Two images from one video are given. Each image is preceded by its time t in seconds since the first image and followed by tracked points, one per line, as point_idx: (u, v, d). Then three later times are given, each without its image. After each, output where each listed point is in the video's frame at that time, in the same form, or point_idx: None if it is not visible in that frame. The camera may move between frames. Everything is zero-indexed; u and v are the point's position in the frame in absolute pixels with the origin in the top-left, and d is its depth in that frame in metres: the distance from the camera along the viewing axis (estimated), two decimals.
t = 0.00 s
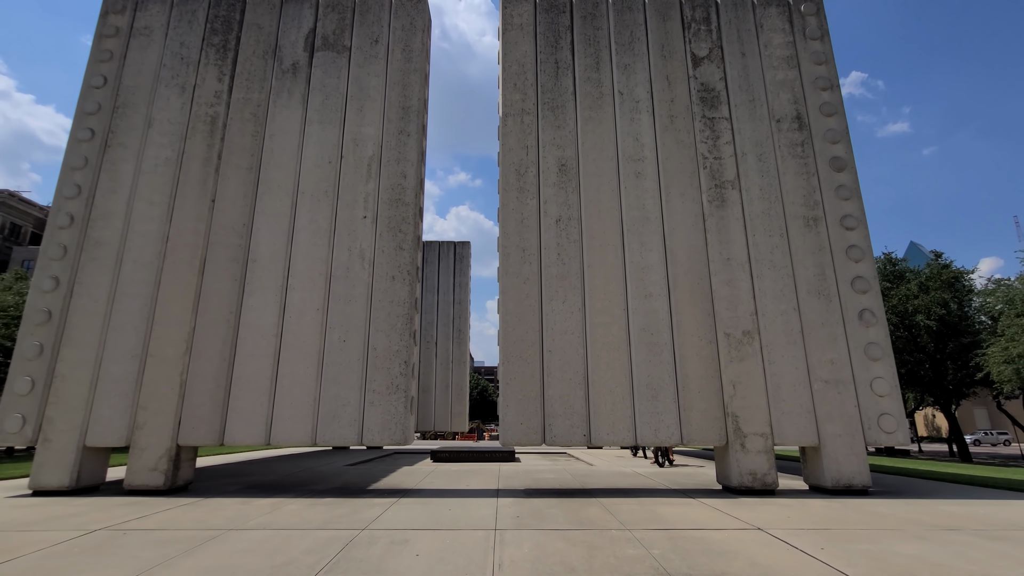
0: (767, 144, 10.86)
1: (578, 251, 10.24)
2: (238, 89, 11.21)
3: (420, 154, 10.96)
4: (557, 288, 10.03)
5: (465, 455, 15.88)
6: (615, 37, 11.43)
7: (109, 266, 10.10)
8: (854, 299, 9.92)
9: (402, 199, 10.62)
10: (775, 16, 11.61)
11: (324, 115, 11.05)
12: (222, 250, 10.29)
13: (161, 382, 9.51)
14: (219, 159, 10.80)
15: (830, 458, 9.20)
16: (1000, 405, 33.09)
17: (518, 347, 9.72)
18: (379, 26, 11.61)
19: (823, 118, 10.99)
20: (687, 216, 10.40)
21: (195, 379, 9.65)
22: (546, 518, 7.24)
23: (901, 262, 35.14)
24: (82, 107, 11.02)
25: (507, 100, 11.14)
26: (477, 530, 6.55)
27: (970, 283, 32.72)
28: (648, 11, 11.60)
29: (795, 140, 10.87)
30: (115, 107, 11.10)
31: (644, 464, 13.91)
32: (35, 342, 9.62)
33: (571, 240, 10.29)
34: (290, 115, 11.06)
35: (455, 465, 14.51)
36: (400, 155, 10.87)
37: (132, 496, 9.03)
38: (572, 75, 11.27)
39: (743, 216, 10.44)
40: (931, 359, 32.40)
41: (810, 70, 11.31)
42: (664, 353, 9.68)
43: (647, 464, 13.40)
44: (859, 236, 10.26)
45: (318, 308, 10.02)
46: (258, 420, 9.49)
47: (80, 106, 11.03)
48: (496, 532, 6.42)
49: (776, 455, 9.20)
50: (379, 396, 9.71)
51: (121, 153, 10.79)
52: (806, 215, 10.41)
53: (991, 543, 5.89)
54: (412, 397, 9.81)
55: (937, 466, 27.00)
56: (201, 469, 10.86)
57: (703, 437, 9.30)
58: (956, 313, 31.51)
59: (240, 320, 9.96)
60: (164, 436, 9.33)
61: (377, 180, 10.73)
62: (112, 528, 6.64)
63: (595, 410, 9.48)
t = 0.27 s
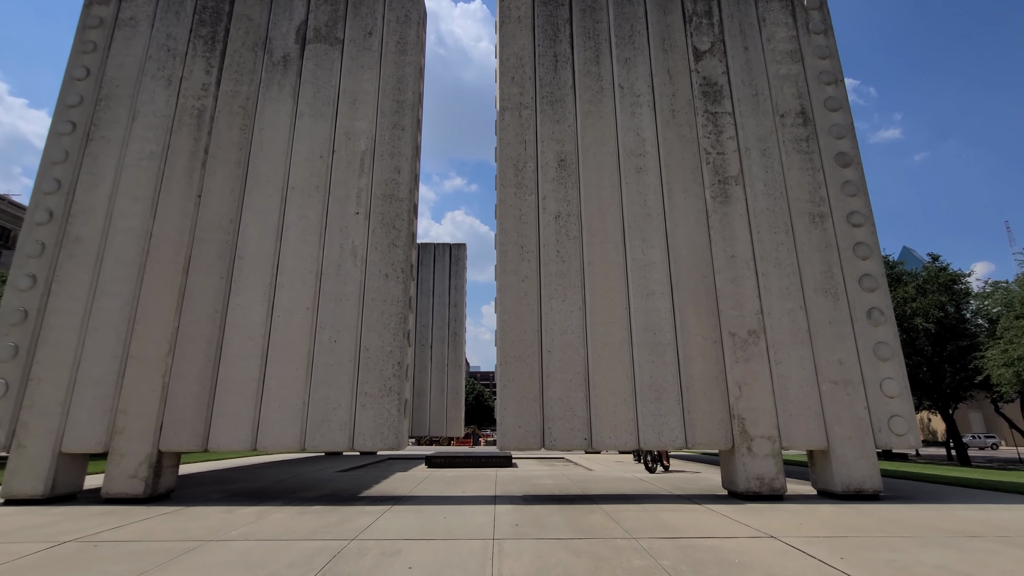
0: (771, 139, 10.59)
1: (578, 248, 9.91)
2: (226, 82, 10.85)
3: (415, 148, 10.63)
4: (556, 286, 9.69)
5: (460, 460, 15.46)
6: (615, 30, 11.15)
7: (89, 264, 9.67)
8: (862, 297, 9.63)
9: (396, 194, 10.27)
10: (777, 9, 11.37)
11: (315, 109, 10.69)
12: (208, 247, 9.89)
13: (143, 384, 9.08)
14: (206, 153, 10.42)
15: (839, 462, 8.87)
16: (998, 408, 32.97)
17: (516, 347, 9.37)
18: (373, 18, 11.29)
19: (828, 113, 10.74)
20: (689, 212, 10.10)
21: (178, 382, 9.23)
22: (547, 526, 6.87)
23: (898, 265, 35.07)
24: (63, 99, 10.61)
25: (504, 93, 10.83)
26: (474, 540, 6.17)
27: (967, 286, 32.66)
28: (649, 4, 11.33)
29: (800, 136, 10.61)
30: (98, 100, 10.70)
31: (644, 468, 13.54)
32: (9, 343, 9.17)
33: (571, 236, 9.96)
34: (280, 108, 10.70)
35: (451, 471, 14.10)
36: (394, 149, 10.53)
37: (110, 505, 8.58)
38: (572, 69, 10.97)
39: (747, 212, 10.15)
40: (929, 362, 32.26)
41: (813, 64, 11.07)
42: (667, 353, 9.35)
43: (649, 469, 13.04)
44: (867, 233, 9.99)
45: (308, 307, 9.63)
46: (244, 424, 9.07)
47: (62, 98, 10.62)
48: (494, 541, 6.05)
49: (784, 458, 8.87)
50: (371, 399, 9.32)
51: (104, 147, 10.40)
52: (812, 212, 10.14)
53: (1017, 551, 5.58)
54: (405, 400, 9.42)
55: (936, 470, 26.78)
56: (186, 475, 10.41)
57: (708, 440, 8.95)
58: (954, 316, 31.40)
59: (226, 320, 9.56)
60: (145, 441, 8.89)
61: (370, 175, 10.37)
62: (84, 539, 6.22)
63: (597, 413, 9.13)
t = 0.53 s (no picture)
0: (785, 139, 10.23)
1: (584, 248, 9.54)
2: (223, 71, 10.49)
3: (417, 142, 10.27)
4: (561, 288, 9.31)
5: (458, 466, 15.05)
6: (625, 24, 10.79)
7: (76, 256, 9.30)
8: (879, 304, 9.26)
9: (396, 189, 9.90)
10: (793, 6, 11.02)
11: (314, 100, 10.33)
12: (200, 240, 9.52)
13: (127, 382, 8.69)
14: (200, 143, 10.06)
15: (854, 475, 8.47)
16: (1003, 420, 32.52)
17: (518, 350, 8.99)
18: (375, 8, 10.94)
19: (844, 112, 10.38)
20: (700, 212, 9.73)
21: (165, 380, 8.84)
22: (549, 540, 6.47)
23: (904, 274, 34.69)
24: (53, 85, 10.24)
25: (510, 88, 10.47)
26: (471, 555, 5.78)
27: (973, 296, 32.28)
28: None
29: (815, 136, 10.25)
30: (90, 87, 10.34)
31: (648, 478, 13.14)
32: None
33: (577, 236, 9.60)
34: (278, 99, 10.34)
35: (448, 477, 13.69)
36: (395, 143, 10.16)
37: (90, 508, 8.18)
38: (580, 64, 10.62)
39: (760, 214, 9.77)
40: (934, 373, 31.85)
41: (830, 62, 10.71)
42: (675, 358, 8.97)
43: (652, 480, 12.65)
44: (884, 238, 9.62)
45: (302, 304, 9.25)
46: (232, 425, 8.67)
47: (52, 85, 10.26)
48: (492, 557, 5.65)
49: (797, 470, 8.48)
50: (366, 402, 8.92)
51: (94, 136, 10.04)
52: (827, 214, 9.77)
53: None
54: (402, 403, 9.03)
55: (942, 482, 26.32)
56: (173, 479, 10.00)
57: (717, 450, 8.56)
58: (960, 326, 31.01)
59: (216, 316, 9.18)
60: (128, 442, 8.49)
61: (369, 169, 10.00)
62: (55, 547, 5.83)
63: (601, 420, 8.74)
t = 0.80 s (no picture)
0: (805, 130, 9.83)
1: (595, 242, 9.17)
2: (223, 58, 10.18)
3: (422, 132, 9.92)
4: (571, 283, 8.94)
5: (463, 468, 14.68)
6: (639, 11, 10.42)
7: (69, 247, 9.00)
8: (905, 301, 8.83)
9: (400, 180, 9.56)
10: None
11: (317, 88, 10.00)
12: (198, 232, 9.20)
13: (121, 378, 8.36)
14: (199, 133, 9.75)
15: (880, 481, 8.05)
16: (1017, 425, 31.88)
17: (527, 348, 8.62)
18: None
19: (867, 103, 9.97)
20: (717, 206, 9.35)
21: (159, 376, 8.50)
22: (561, 548, 6.08)
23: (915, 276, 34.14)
24: (49, 72, 9.95)
25: (519, 76, 10.11)
26: (478, 563, 5.39)
27: (986, 299, 31.71)
28: None
29: (836, 127, 9.85)
30: (87, 74, 10.05)
31: (658, 482, 12.74)
32: None
33: (588, 230, 9.23)
34: (279, 87, 10.02)
35: (452, 479, 13.33)
36: (400, 133, 9.82)
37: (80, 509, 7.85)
38: (592, 52, 10.26)
39: (779, 208, 9.38)
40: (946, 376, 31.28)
41: (851, 51, 10.30)
42: (691, 357, 8.58)
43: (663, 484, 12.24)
44: (909, 233, 9.19)
45: (302, 299, 8.91)
46: (228, 424, 8.33)
47: (48, 72, 9.97)
48: (501, 566, 5.26)
49: (819, 476, 8.07)
50: (367, 400, 8.57)
51: (90, 124, 9.74)
52: (849, 208, 9.36)
53: None
54: (405, 402, 8.67)
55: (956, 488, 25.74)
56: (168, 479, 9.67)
57: (736, 454, 8.15)
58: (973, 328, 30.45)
59: (214, 311, 8.86)
60: (120, 440, 8.14)
61: (372, 160, 9.66)
62: (36, 551, 5.48)
63: (614, 421, 8.35)
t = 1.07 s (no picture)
0: (823, 119, 9.42)
1: (605, 238, 8.78)
2: (218, 51, 9.84)
3: (424, 125, 9.56)
4: (581, 280, 8.56)
5: (468, 472, 14.32)
6: None
7: (59, 247, 8.66)
8: (931, 296, 8.41)
9: (401, 175, 9.19)
10: None
11: (314, 81, 9.65)
12: (192, 230, 8.86)
13: (112, 383, 8.01)
14: (193, 128, 9.40)
15: (909, 486, 7.63)
16: None
17: (535, 348, 8.24)
18: None
19: (887, 90, 9.55)
20: (732, 198, 8.95)
21: (152, 380, 8.15)
22: (576, 562, 5.69)
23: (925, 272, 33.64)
24: (37, 67, 9.61)
25: (524, 66, 9.73)
26: None
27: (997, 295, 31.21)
28: None
29: (855, 115, 9.44)
30: (77, 69, 9.71)
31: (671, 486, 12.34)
32: None
33: (598, 224, 8.84)
34: (276, 80, 9.67)
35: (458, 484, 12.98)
36: (401, 127, 9.46)
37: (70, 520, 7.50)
38: (599, 40, 9.87)
39: (797, 200, 8.97)
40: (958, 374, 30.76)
41: (870, 37, 9.88)
42: (708, 357, 8.18)
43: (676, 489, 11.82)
44: (934, 224, 8.78)
45: (300, 299, 8.55)
46: (224, 430, 7.97)
47: (37, 67, 9.64)
48: None
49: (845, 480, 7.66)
50: (369, 404, 8.19)
51: (80, 120, 9.40)
52: (871, 199, 8.95)
53: None
54: (408, 405, 8.30)
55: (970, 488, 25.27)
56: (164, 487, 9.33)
57: (756, 458, 7.75)
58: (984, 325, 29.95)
59: (209, 312, 8.51)
60: (111, 448, 7.79)
61: (372, 154, 9.30)
62: (15, 570, 5.13)
63: (627, 425, 7.96)
